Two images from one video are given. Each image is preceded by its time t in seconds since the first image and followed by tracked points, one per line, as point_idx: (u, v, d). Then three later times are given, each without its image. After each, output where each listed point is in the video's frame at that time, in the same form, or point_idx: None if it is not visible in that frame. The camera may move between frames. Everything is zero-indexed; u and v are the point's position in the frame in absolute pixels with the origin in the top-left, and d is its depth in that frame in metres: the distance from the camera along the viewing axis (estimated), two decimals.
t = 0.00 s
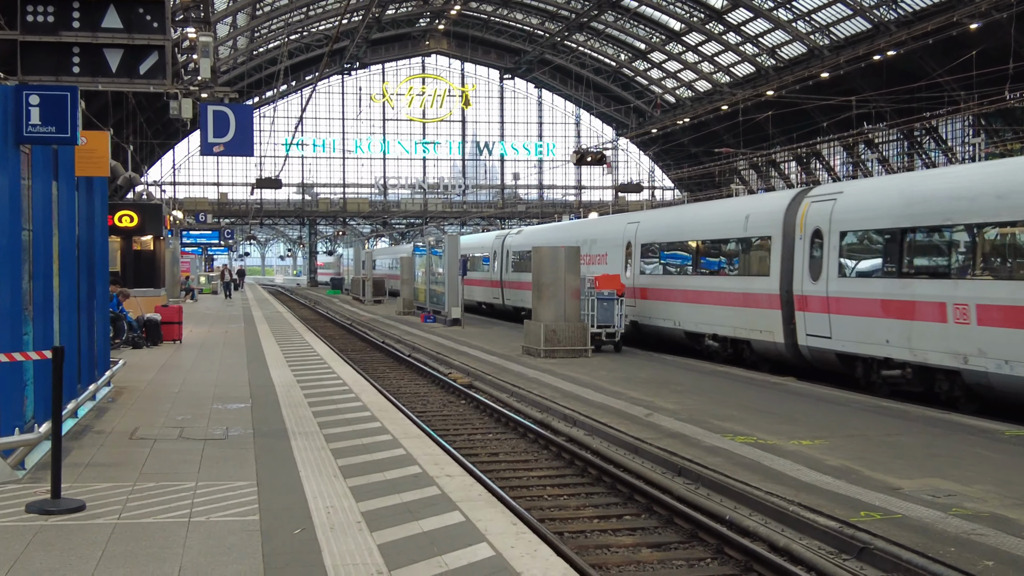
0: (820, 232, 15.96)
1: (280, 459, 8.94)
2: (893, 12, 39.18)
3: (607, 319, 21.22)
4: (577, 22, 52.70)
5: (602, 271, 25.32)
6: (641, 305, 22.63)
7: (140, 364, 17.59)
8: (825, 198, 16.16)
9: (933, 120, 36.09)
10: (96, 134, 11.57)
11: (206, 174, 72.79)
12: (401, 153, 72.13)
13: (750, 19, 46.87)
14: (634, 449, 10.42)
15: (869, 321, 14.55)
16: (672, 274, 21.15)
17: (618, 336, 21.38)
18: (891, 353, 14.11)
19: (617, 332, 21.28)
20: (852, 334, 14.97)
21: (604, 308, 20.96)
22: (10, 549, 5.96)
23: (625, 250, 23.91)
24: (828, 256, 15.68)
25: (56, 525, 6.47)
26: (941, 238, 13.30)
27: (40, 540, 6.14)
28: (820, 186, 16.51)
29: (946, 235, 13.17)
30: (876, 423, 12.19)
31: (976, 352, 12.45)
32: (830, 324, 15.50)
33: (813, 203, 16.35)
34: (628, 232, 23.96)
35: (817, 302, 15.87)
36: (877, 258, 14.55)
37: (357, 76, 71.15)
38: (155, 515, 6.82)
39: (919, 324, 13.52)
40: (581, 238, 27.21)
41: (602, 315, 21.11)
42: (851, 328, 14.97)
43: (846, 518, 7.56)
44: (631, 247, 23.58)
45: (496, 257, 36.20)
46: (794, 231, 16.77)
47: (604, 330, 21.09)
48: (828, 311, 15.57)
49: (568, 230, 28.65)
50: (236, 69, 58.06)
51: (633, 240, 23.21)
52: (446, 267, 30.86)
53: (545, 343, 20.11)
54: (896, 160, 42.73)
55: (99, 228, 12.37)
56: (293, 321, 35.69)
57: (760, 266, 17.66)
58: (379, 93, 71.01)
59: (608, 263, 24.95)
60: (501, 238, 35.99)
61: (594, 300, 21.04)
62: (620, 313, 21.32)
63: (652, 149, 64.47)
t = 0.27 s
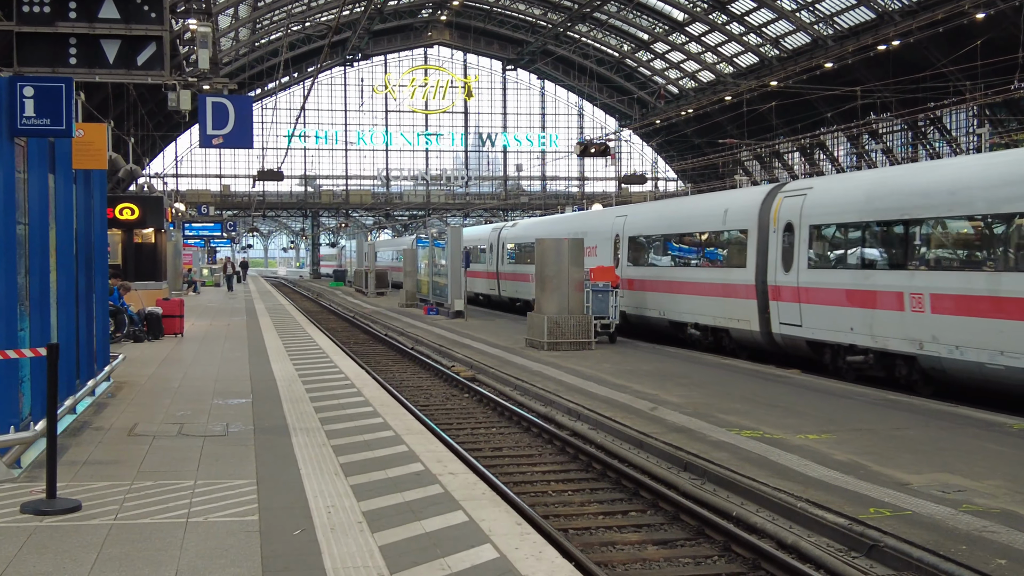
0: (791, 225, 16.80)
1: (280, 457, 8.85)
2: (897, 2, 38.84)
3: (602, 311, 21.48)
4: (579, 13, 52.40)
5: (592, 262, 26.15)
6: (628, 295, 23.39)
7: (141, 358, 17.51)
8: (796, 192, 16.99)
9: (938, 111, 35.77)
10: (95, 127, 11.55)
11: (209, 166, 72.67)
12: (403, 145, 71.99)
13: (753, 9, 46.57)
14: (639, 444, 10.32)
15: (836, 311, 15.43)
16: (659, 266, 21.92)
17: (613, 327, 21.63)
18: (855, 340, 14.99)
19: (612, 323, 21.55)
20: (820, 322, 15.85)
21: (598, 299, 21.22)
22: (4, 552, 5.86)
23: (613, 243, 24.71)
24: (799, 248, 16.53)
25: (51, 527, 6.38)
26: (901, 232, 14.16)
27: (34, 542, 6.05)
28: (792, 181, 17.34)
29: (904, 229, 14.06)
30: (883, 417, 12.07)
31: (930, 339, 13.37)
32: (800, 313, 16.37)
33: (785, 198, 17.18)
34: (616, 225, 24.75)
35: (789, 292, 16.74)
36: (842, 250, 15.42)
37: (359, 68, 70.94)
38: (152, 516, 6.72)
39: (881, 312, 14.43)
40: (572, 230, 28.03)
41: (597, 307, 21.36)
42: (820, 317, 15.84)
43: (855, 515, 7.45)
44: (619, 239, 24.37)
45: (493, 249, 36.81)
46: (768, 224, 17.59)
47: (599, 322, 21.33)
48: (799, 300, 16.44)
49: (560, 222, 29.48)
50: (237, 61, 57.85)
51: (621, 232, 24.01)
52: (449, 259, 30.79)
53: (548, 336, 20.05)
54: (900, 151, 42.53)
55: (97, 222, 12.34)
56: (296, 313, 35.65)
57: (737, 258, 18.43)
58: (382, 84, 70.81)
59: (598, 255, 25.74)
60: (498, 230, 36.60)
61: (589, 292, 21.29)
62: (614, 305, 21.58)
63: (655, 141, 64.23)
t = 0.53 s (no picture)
0: (767, 224, 17.60)
1: (285, 457, 8.77)
2: None
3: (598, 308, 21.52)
4: (582, 10, 52.22)
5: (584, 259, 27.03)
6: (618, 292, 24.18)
7: (144, 357, 17.43)
8: (773, 192, 17.80)
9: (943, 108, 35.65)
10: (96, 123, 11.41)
11: (212, 163, 72.66)
12: (406, 142, 71.90)
13: (757, 5, 46.36)
14: (646, 443, 10.22)
15: (807, 305, 16.21)
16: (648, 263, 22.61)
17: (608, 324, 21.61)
18: (824, 334, 15.75)
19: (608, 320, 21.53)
20: (793, 316, 16.61)
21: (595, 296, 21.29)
22: (5, 555, 5.79)
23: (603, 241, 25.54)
24: (774, 245, 17.32)
25: (52, 530, 6.31)
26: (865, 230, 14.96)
27: (35, 546, 5.97)
28: (769, 182, 18.17)
29: (867, 228, 14.87)
30: (892, 416, 11.96)
31: (891, 331, 14.16)
32: (775, 308, 17.14)
33: (762, 198, 18.01)
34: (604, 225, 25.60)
35: (764, 287, 17.51)
36: (811, 247, 16.28)
37: (362, 65, 70.87)
38: (155, 519, 6.64)
39: (847, 306, 15.21)
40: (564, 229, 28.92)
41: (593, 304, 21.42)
42: (792, 311, 16.61)
43: (867, 517, 7.36)
44: (608, 238, 25.24)
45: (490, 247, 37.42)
46: (747, 223, 18.39)
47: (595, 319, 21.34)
48: (773, 295, 17.22)
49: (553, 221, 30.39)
50: (240, 58, 57.75)
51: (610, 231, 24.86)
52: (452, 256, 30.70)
53: (553, 333, 19.95)
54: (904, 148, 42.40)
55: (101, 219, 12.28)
56: (301, 310, 35.64)
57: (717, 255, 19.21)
58: (385, 81, 70.79)
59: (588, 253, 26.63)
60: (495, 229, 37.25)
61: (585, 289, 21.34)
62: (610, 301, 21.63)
63: (658, 138, 64.10)
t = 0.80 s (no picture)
0: (747, 229, 18.33)
1: (294, 463, 8.70)
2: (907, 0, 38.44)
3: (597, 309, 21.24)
4: (587, 12, 52.14)
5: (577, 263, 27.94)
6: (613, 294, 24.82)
7: (149, 360, 17.35)
8: (753, 198, 18.54)
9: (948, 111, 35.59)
10: (104, 125, 11.37)
11: (216, 165, 72.69)
12: (410, 144, 71.84)
13: (763, 7, 46.27)
14: (657, 448, 10.12)
15: (783, 305, 16.95)
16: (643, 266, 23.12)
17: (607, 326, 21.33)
18: (799, 332, 16.51)
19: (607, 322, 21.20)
20: (771, 316, 17.36)
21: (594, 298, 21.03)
22: (12, 564, 5.71)
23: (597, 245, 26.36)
24: (754, 249, 18.06)
25: (59, 538, 6.22)
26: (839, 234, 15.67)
27: (42, 554, 5.88)
28: (750, 189, 18.90)
29: (838, 232, 15.66)
30: (903, 420, 11.84)
31: (859, 330, 14.93)
32: (755, 308, 17.89)
33: (743, 204, 18.75)
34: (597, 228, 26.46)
35: (745, 289, 18.26)
36: (788, 251, 17.02)
37: (366, 67, 70.87)
38: (165, 527, 6.56)
39: (820, 307, 15.98)
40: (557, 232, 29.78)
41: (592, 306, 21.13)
42: (770, 311, 17.35)
43: (884, 524, 7.24)
44: (601, 241, 26.06)
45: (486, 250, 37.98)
46: (729, 228, 19.08)
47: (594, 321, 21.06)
48: (753, 296, 17.96)
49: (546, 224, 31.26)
50: (245, 60, 57.77)
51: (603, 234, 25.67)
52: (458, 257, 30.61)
53: (559, 336, 19.85)
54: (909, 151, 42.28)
55: (108, 222, 12.25)
56: (305, 313, 35.60)
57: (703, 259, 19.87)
58: (389, 83, 70.80)
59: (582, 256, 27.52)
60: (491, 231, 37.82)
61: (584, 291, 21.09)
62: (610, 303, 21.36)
63: (663, 140, 64.05)
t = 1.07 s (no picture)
0: (730, 237, 19.03)
1: (304, 474, 8.61)
2: (913, 7, 38.42)
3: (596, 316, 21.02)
4: (593, 18, 52.13)
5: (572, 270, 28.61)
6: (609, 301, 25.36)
7: (155, 367, 17.28)
8: (736, 208, 19.25)
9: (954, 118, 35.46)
10: (113, 132, 11.32)
11: (221, 171, 72.76)
12: (415, 150, 71.79)
13: (768, 14, 46.24)
14: (667, 458, 10.02)
15: (762, 310, 17.65)
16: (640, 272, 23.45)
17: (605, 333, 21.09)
18: (777, 336, 17.22)
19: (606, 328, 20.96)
20: (751, 320, 18.06)
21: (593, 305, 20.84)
22: None
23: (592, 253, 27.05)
24: (736, 257, 18.77)
25: (67, 552, 6.14)
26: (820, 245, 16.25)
27: (50, 568, 5.81)
28: (734, 199, 19.60)
29: (814, 241, 16.39)
30: (916, 430, 11.72)
31: (832, 333, 15.67)
32: (736, 313, 18.58)
33: (727, 214, 19.43)
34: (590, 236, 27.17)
35: (728, 295, 18.91)
36: (767, 258, 17.72)
37: (371, 73, 70.95)
38: (175, 540, 6.47)
39: (796, 312, 16.70)
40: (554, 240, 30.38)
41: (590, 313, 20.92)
42: (751, 316, 18.05)
43: (901, 537, 7.13)
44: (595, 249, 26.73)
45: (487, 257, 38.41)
46: (714, 237, 19.76)
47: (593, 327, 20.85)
48: (735, 302, 18.60)
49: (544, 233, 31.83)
50: (251, 66, 57.85)
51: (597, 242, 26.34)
52: (464, 264, 30.52)
53: (566, 344, 19.70)
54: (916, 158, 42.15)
55: (116, 230, 12.22)
56: (310, 320, 35.54)
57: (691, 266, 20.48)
58: (394, 89, 70.88)
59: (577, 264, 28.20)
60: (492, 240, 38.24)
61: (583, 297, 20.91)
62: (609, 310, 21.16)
63: (668, 147, 63.99)
